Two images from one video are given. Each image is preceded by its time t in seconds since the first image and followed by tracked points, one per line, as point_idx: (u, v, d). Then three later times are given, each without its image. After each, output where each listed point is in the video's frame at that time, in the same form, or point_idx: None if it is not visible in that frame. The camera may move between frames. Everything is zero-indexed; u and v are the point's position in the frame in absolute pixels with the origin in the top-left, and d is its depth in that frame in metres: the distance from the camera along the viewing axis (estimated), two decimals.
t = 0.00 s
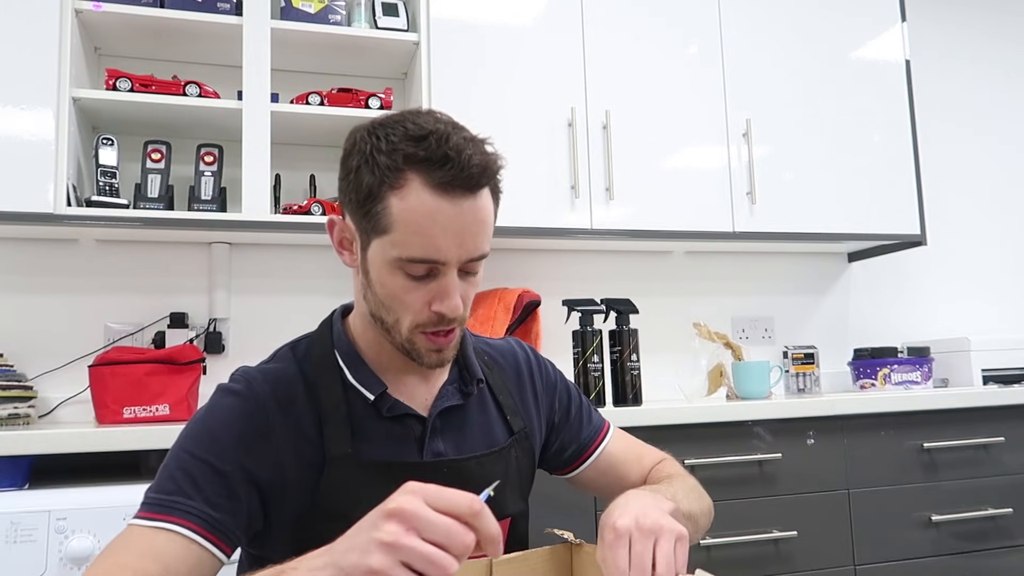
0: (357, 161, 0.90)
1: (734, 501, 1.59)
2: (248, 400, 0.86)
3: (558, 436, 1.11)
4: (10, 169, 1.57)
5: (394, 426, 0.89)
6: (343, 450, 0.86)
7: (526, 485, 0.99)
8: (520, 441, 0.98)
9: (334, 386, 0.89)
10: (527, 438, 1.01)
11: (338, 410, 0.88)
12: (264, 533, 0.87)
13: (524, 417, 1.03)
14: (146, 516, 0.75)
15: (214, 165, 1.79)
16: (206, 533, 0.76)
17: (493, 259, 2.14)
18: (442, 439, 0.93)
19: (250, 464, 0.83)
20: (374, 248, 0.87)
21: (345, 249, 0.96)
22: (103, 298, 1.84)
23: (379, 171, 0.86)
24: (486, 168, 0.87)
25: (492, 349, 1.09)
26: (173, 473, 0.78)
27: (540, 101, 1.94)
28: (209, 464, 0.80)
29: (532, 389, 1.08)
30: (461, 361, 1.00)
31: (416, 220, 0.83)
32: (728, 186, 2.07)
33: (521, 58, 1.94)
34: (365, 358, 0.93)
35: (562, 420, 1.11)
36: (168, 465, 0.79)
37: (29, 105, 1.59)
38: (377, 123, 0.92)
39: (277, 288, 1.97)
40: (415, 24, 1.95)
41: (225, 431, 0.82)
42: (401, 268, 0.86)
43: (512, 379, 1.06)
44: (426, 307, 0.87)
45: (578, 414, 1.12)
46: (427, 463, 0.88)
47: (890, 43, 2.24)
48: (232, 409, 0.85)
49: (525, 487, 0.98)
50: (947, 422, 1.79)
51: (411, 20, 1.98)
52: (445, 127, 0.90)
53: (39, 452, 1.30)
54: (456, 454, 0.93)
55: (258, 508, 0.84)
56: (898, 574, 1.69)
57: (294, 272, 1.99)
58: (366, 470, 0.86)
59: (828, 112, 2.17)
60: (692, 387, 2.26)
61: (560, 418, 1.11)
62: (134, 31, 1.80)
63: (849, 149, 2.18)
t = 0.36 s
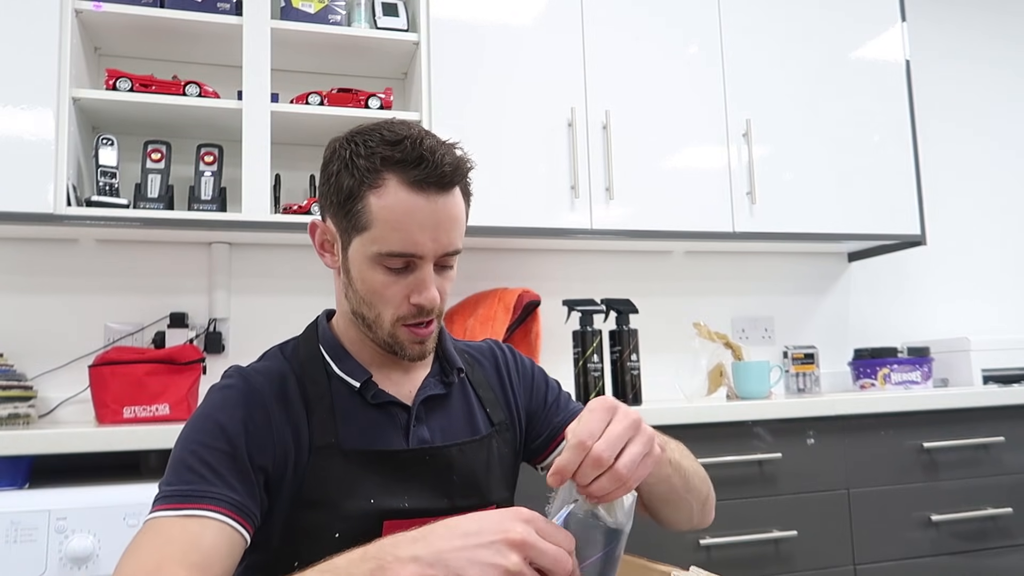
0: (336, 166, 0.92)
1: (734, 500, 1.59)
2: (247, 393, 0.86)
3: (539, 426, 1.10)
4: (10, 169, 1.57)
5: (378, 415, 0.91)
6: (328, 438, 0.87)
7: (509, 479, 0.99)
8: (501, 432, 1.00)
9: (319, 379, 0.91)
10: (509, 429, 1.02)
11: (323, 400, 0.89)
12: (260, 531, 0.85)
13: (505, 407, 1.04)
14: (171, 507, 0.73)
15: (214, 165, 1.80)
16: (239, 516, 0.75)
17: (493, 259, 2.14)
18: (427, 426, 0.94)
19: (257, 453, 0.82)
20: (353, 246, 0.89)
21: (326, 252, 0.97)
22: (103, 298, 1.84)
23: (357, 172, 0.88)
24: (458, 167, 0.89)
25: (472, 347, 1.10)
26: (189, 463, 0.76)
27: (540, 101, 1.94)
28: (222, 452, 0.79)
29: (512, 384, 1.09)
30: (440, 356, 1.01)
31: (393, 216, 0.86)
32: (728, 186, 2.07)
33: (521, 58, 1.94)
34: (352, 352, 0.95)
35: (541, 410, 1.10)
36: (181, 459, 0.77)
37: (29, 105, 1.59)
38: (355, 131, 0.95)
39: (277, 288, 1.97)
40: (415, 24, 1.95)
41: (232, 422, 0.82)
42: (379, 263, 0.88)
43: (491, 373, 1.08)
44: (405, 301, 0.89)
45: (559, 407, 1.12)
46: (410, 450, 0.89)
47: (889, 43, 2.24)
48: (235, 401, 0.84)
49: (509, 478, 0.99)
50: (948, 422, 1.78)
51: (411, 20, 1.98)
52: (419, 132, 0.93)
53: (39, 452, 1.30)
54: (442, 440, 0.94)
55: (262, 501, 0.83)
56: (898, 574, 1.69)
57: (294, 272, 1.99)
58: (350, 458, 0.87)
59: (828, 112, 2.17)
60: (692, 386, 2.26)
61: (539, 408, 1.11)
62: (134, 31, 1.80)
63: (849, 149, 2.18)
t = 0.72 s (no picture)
0: (339, 162, 0.94)
1: (733, 500, 1.60)
2: (254, 387, 0.85)
3: (538, 432, 1.08)
4: (10, 169, 1.57)
5: (382, 411, 0.91)
6: (332, 434, 0.88)
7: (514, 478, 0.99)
8: (505, 434, 0.99)
9: (325, 377, 0.91)
10: (513, 432, 1.01)
11: (329, 396, 0.90)
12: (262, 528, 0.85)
13: (509, 411, 1.03)
14: (170, 498, 0.72)
15: (214, 165, 1.79)
16: (238, 509, 0.74)
17: (493, 259, 2.14)
18: (432, 424, 0.94)
19: (261, 447, 0.82)
20: (356, 239, 0.90)
21: (332, 250, 0.98)
22: (103, 299, 1.84)
23: (359, 167, 0.90)
24: (456, 160, 0.91)
25: (478, 352, 1.10)
26: (191, 455, 0.76)
27: (541, 100, 1.94)
28: (224, 444, 0.78)
29: (515, 390, 1.07)
30: (446, 357, 1.01)
31: (392, 207, 0.87)
32: (728, 186, 2.07)
33: (521, 58, 1.94)
34: (358, 349, 0.95)
35: (542, 417, 1.08)
36: (184, 449, 0.77)
37: (29, 105, 1.59)
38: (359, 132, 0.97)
39: (277, 288, 1.97)
40: (415, 24, 1.95)
41: (237, 414, 0.81)
42: (381, 255, 0.89)
43: (497, 378, 1.06)
44: (406, 293, 0.89)
45: (562, 414, 1.10)
46: (413, 446, 0.90)
47: (889, 43, 2.24)
48: (241, 394, 0.84)
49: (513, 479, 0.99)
50: (947, 422, 1.79)
51: (411, 20, 1.98)
52: (420, 129, 0.95)
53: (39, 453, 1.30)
54: (446, 439, 0.94)
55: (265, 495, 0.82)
56: (898, 574, 1.69)
57: (294, 272, 1.99)
58: (354, 454, 0.88)
59: (828, 112, 2.17)
60: (692, 386, 2.26)
61: (541, 414, 1.09)
62: (133, 31, 1.80)
63: (850, 149, 2.18)
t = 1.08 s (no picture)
0: (370, 164, 0.98)
1: (734, 500, 1.60)
2: (272, 379, 0.88)
3: (549, 443, 1.08)
4: (10, 169, 1.57)
5: (397, 411, 0.91)
6: (347, 430, 0.89)
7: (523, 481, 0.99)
8: (518, 440, 0.99)
9: (342, 374, 0.92)
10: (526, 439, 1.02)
11: (345, 393, 0.91)
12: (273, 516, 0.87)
13: (522, 418, 1.04)
14: (186, 482, 0.76)
15: (214, 165, 1.79)
16: (248, 497, 0.78)
17: (493, 259, 2.14)
18: (445, 426, 0.94)
19: (274, 438, 0.85)
20: (384, 237, 0.93)
21: (359, 249, 1.01)
22: (104, 298, 1.84)
23: (390, 167, 0.94)
24: (484, 163, 0.94)
25: (494, 360, 1.11)
26: (208, 442, 0.80)
27: (541, 100, 1.94)
28: (240, 433, 0.81)
29: (529, 400, 1.08)
30: (463, 361, 1.02)
31: (422, 205, 0.90)
32: (728, 186, 2.07)
33: (521, 58, 1.94)
34: (377, 348, 0.96)
35: (554, 428, 1.09)
36: (202, 436, 0.81)
37: (29, 105, 1.59)
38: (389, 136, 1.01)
39: (277, 288, 1.97)
40: (415, 24, 1.95)
41: (253, 405, 0.84)
42: (407, 253, 0.92)
43: (512, 386, 1.07)
44: (430, 290, 0.92)
45: (572, 428, 1.10)
46: (425, 445, 0.90)
47: (889, 43, 2.24)
48: (258, 386, 0.87)
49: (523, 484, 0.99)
50: (948, 422, 1.79)
51: (411, 20, 1.98)
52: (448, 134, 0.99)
53: (39, 453, 1.30)
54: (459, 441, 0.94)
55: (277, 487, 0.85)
56: (898, 574, 1.69)
57: (294, 272, 1.99)
58: (366, 452, 0.88)
59: (827, 112, 2.17)
60: (692, 387, 2.26)
61: (552, 426, 1.09)
62: (134, 31, 1.80)
63: (850, 149, 2.18)
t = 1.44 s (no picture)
0: (389, 164, 0.98)
1: (734, 501, 1.60)
2: (298, 364, 0.89)
3: (554, 452, 1.09)
4: (10, 169, 1.57)
5: (413, 408, 0.92)
6: (363, 423, 0.89)
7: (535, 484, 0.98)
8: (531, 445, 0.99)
9: (361, 368, 0.93)
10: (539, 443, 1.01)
11: (363, 387, 0.92)
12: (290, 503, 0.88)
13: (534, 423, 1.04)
14: (216, 456, 0.76)
15: (214, 165, 1.79)
16: (277, 474, 0.77)
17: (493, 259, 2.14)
18: (458, 426, 0.94)
19: (299, 422, 0.85)
20: (403, 235, 0.94)
21: (379, 248, 1.02)
22: (103, 298, 1.84)
23: (409, 166, 0.94)
24: (501, 161, 0.94)
25: (508, 366, 1.11)
26: (237, 419, 0.79)
27: (541, 101, 1.94)
28: (268, 413, 0.82)
29: (539, 407, 1.08)
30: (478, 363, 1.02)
31: (439, 203, 0.90)
32: (728, 186, 2.07)
33: (521, 57, 1.94)
34: (396, 346, 0.97)
35: (560, 438, 1.09)
36: (230, 413, 0.80)
37: (29, 105, 1.59)
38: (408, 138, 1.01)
39: (277, 288, 1.97)
40: (415, 24, 1.95)
41: (280, 388, 0.85)
42: (425, 250, 0.92)
43: (523, 392, 1.08)
44: (447, 287, 0.92)
45: (578, 439, 1.10)
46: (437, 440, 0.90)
47: (890, 43, 2.24)
48: (284, 370, 0.87)
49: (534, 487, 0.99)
50: (947, 422, 1.79)
51: (411, 20, 1.98)
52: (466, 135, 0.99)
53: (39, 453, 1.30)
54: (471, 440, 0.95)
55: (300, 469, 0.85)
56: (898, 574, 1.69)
57: (294, 272, 1.99)
58: (382, 445, 0.89)
59: (827, 112, 2.17)
60: (692, 387, 2.26)
61: (559, 435, 1.09)
62: (134, 31, 1.80)
63: (849, 149, 2.18)
